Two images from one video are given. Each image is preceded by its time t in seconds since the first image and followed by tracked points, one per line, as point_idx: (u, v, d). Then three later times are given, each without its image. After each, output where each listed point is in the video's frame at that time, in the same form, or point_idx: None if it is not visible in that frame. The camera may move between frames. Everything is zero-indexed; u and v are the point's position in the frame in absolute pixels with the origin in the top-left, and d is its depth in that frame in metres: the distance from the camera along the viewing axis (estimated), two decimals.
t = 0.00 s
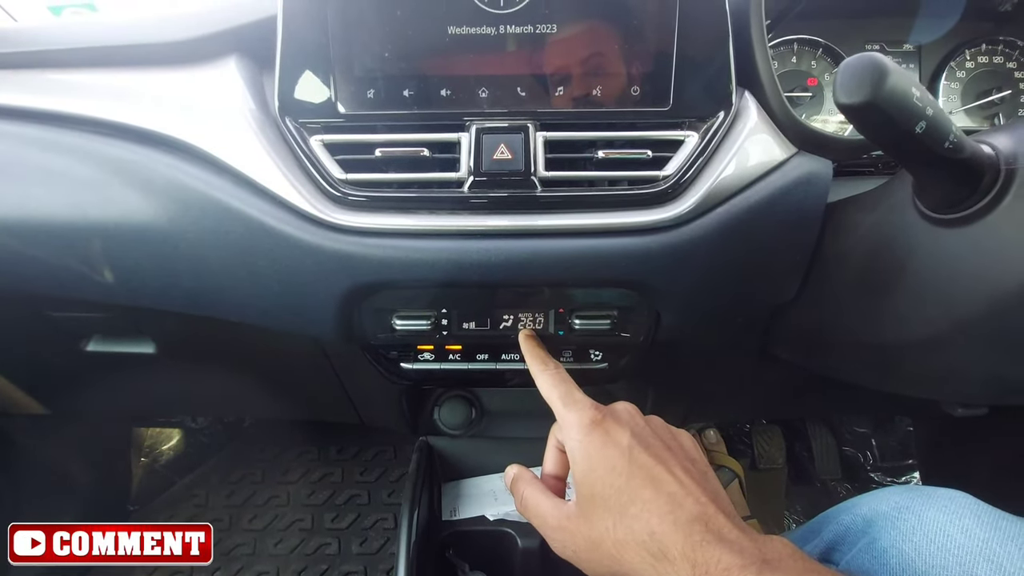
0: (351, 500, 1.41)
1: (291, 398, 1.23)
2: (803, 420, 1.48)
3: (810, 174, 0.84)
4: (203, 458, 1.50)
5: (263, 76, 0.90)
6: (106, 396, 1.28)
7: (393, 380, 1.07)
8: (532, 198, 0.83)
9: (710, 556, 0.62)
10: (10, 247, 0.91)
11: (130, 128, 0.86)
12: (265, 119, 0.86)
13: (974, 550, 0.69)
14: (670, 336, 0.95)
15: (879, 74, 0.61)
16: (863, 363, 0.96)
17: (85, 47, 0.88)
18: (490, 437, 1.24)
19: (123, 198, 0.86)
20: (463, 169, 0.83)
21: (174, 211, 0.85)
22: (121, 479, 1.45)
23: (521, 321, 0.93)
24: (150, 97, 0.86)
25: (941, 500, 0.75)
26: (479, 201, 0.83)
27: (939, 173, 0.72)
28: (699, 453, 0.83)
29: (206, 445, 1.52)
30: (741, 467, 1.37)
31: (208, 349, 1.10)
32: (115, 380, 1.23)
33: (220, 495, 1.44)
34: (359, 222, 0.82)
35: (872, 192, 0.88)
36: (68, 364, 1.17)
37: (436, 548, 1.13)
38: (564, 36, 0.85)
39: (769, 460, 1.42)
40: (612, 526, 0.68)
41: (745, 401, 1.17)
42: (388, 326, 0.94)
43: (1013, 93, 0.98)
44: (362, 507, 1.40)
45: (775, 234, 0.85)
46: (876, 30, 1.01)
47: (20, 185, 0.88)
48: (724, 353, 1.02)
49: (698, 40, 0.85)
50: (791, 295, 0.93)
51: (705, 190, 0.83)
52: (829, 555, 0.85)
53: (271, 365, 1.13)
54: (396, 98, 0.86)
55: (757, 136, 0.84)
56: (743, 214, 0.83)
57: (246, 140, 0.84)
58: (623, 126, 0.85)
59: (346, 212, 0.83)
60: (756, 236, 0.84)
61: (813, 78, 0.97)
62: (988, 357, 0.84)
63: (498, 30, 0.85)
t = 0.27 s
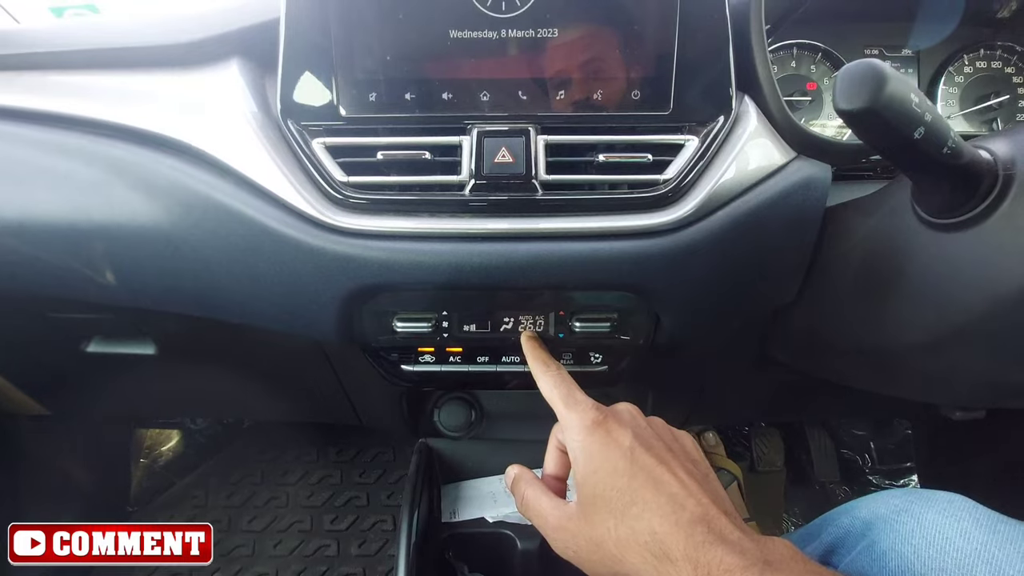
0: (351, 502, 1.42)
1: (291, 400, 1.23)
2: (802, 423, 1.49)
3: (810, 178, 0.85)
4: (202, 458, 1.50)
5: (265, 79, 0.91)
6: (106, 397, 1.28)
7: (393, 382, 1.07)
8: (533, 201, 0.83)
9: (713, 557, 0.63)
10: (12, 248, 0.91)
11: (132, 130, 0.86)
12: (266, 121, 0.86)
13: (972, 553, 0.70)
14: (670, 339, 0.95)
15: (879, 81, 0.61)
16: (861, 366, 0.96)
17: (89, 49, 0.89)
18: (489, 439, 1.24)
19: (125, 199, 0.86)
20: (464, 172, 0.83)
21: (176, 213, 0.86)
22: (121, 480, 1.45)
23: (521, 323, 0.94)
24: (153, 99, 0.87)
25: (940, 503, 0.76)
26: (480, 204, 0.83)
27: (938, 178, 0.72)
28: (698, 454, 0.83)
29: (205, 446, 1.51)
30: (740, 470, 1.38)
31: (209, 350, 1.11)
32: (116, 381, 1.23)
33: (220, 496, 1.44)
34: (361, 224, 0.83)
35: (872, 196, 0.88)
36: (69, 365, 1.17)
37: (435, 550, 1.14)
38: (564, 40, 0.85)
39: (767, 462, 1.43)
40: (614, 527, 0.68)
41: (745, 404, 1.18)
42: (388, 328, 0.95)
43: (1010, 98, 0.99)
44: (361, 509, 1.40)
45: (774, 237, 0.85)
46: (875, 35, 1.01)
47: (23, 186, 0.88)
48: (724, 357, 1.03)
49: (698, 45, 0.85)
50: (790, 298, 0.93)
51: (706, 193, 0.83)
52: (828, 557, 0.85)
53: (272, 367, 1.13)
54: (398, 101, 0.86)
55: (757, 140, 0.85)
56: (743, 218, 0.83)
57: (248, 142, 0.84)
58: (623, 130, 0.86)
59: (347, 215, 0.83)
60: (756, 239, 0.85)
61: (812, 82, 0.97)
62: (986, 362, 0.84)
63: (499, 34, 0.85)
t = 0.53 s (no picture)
0: (347, 504, 1.42)
1: (287, 402, 1.23)
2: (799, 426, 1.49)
3: (803, 182, 0.85)
4: (198, 461, 1.50)
5: (263, 82, 0.91)
6: (103, 400, 1.28)
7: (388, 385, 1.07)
8: (528, 205, 0.83)
9: (703, 561, 0.63)
10: (10, 250, 0.91)
11: (130, 133, 0.86)
12: (263, 124, 0.86)
13: (963, 556, 0.70)
14: (665, 342, 0.96)
15: (869, 89, 0.62)
16: (856, 370, 0.96)
17: (88, 53, 0.89)
18: (485, 442, 1.24)
19: (123, 202, 0.87)
20: (460, 176, 0.84)
21: (174, 216, 0.86)
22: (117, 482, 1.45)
23: (517, 326, 0.94)
24: (150, 102, 0.87)
25: (931, 507, 0.76)
26: (476, 208, 0.83)
27: (930, 183, 0.72)
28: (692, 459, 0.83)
29: (201, 448, 1.50)
30: (736, 473, 1.38)
31: (205, 353, 1.11)
32: (112, 383, 1.24)
33: (216, 498, 1.44)
34: (356, 228, 0.83)
35: (866, 200, 0.89)
36: (66, 367, 1.18)
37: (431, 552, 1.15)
38: (560, 45, 0.86)
39: (764, 465, 1.43)
40: (606, 531, 0.68)
41: (740, 407, 1.18)
42: (384, 331, 0.95)
43: (1005, 102, 0.98)
44: (358, 511, 1.41)
45: (768, 241, 0.86)
46: (868, 40, 1.02)
47: (21, 188, 0.88)
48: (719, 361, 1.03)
49: (693, 49, 0.86)
50: (785, 302, 0.93)
51: (700, 197, 0.84)
52: (821, 560, 0.86)
53: (268, 369, 1.13)
54: (395, 105, 0.86)
55: (751, 145, 0.85)
56: (738, 222, 0.84)
57: (245, 146, 0.85)
58: (618, 134, 0.86)
59: (344, 219, 0.83)
60: (749, 244, 0.85)
61: (808, 87, 0.97)
62: (979, 367, 0.84)
63: (495, 39, 0.86)
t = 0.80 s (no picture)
0: (345, 506, 1.41)
1: (285, 403, 1.23)
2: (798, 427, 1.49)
3: (803, 182, 0.85)
4: (195, 462, 1.49)
5: (262, 82, 0.91)
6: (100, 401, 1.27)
7: (386, 386, 1.07)
8: (527, 205, 0.83)
9: (702, 562, 0.63)
10: (6, 250, 0.91)
11: (127, 133, 0.86)
12: (261, 123, 0.86)
13: (965, 558, 0.70)
14: (664, 343, 0.95)
15: (868, 88, 0.62)
16: (855, 371, 0.96)
17: (86, 52, 0.89)
18: (484, 443, 1.24)
19: (121, 202, 0.86)
20: (458, 175, 0.83)
21: (172, 216, 0.86)
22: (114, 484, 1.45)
23: (515, 326, 0.94)
24: (148, 101, 0.87)
25: (932, 508, 0.76)
26: (475, 207, 0.83)
27: (930, 182, 0.72)
28: (690, 460, 0.83)
29: (199, 450, 1.50)
30: (735, 474, 1.38)
31: (203, 354, 1.10)
32: (109, 384, 1.23)
33: (213, 500, 1.44)
34: (354, 227, 0.83)
35: (866, 200, 0.89)
36: (63, 368, 1.17)
37: (429, 555, 1.14)
38: (558, 45, 0.86)
39: (763, 467, 1.43)
40: (604, 533, 0.68)
41: (739, 408, 1.18)
42: (383, 332, 0.95)
43: (1003, 103, 0.98)
44: (356, 513, 1.40)
45: (767, 241, 0.85)
46: (866, 41, 1.02)
47: (19, 188, 0.88)
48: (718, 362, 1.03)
49: (691, 49, 0.86)
50: (784, 303, 0.93)
51: (699, 197, 0.83)
52: (821, 562, 0.85)
53: (266, 370, 1.13)
54: (393, 104, 0.86)
55: (749, 145, 0.85)
56: (737, 222, 0.84)
57: (243, 145, 0.84)
58: (618, 134, 0.86)
59: (342, 218, 0.83)
60: (748, 244, 0.85)
61: (806, 87, 0.97)
62: (978, 367, 0.84)
63: (494, 39, 0.86)
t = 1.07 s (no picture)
0: (344, 509, 1.41)
1: (284, 407, 1.23)
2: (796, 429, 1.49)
3: (798, 185, 0.85)
4: (193, 466, 1.49)
5: (260, 88, 0.91)
6: (98, 405, 1.27)
7: (384, 389, 1.07)
8: (524, 208, 0.83)
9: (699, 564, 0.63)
10: (4, 255, 0.91)
11: (125, 137, 0.86)
12: (259, 128, 0.86)
13: (961, 560, 0.70)
14: (661, 346, 0.96)
15: (862, 91, 0.62)
16: (851, 373, 0.96)
17: (85, 57, 0.89)
18: (482, 446, 1.24)
19: (119, 206, 0.86)
20: (456, 179, 0.83)
21: (170, 221, 0.86)
22: (112, 488, 1.45)
23: (513, 330, 0.94)
24: (146, 106, 0.87)
25: (929, 510, 0.76)
26: (472, 211, 0.83)
27: (923, 187, 0.73)
28: (689, 462, 0.84)
29: (197, 454, 1.50)
30: (734, 476, 1.38)
31: (201, 358, 1.10)
32: (107, 388, 1.23)
33: (211, 504, 1.43)
34: (351, 231, 0.83)
35: (862, 203, 0.89)
36: (61, 372, 1.17)
37: (428, 559, 1.14)
38: (557, 44, 0.86)
39: (762, 468, 1.44)
40: (602, 536, 0.68)
41: (737, 411, 1.18)
42: (381, 335, 0.95)
43: (998, 106, 0.99)
44: (355, 517, 1.40)
45: (763, 244, 0.86)
46: (861, 45, 1.03)
47: (17, 193, 0.88)
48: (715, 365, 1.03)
49: (688, 53, 0.86)
50: (781, 305, 0.93)
51: (695, 201, 0.84)
52: (819, 564, 0.85)
53: (264, 374, 1.13)
54: (390, 108, 0.87)
55: (745, 148, 0.85)
56: (733, 225, 0.84)
57: (241, 150, 0.85)
58: (615, 138, 0.86)
59: (339, 222, 0.83)
60: (744, 247, 0.85)
61: (802, 90, 0.98)
62: (972, 368, 0.84)
63: (491, 43, 0.86)
